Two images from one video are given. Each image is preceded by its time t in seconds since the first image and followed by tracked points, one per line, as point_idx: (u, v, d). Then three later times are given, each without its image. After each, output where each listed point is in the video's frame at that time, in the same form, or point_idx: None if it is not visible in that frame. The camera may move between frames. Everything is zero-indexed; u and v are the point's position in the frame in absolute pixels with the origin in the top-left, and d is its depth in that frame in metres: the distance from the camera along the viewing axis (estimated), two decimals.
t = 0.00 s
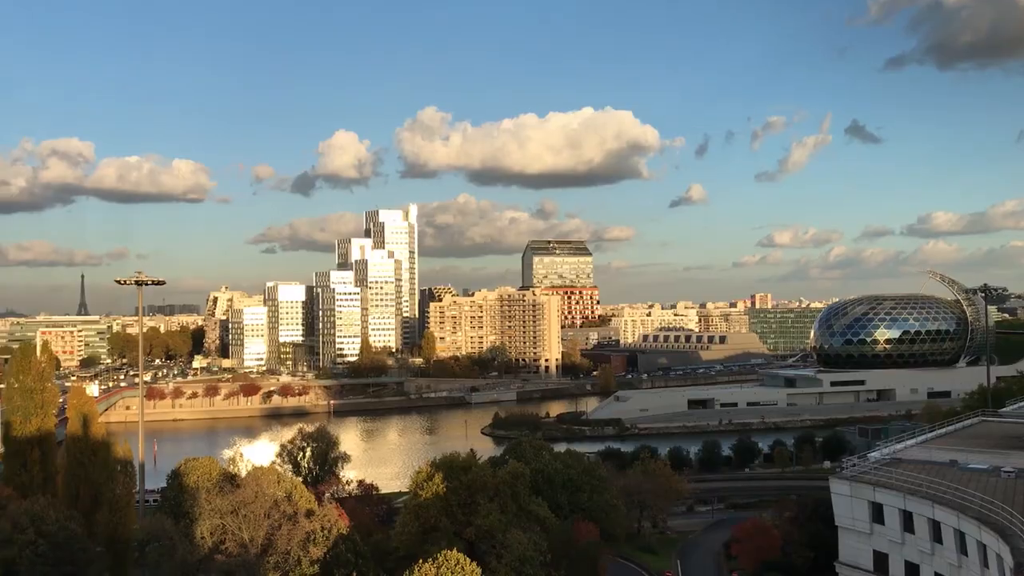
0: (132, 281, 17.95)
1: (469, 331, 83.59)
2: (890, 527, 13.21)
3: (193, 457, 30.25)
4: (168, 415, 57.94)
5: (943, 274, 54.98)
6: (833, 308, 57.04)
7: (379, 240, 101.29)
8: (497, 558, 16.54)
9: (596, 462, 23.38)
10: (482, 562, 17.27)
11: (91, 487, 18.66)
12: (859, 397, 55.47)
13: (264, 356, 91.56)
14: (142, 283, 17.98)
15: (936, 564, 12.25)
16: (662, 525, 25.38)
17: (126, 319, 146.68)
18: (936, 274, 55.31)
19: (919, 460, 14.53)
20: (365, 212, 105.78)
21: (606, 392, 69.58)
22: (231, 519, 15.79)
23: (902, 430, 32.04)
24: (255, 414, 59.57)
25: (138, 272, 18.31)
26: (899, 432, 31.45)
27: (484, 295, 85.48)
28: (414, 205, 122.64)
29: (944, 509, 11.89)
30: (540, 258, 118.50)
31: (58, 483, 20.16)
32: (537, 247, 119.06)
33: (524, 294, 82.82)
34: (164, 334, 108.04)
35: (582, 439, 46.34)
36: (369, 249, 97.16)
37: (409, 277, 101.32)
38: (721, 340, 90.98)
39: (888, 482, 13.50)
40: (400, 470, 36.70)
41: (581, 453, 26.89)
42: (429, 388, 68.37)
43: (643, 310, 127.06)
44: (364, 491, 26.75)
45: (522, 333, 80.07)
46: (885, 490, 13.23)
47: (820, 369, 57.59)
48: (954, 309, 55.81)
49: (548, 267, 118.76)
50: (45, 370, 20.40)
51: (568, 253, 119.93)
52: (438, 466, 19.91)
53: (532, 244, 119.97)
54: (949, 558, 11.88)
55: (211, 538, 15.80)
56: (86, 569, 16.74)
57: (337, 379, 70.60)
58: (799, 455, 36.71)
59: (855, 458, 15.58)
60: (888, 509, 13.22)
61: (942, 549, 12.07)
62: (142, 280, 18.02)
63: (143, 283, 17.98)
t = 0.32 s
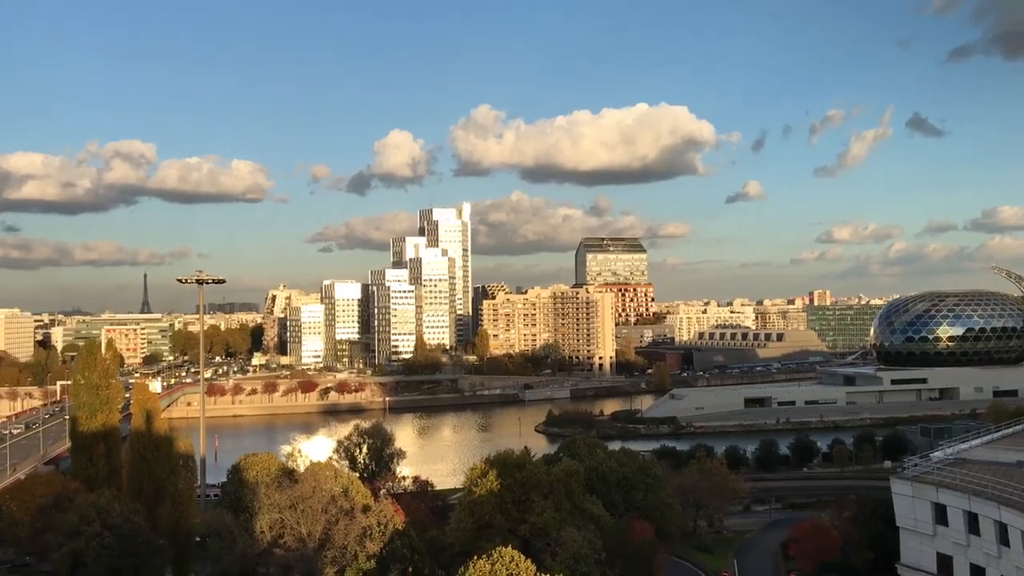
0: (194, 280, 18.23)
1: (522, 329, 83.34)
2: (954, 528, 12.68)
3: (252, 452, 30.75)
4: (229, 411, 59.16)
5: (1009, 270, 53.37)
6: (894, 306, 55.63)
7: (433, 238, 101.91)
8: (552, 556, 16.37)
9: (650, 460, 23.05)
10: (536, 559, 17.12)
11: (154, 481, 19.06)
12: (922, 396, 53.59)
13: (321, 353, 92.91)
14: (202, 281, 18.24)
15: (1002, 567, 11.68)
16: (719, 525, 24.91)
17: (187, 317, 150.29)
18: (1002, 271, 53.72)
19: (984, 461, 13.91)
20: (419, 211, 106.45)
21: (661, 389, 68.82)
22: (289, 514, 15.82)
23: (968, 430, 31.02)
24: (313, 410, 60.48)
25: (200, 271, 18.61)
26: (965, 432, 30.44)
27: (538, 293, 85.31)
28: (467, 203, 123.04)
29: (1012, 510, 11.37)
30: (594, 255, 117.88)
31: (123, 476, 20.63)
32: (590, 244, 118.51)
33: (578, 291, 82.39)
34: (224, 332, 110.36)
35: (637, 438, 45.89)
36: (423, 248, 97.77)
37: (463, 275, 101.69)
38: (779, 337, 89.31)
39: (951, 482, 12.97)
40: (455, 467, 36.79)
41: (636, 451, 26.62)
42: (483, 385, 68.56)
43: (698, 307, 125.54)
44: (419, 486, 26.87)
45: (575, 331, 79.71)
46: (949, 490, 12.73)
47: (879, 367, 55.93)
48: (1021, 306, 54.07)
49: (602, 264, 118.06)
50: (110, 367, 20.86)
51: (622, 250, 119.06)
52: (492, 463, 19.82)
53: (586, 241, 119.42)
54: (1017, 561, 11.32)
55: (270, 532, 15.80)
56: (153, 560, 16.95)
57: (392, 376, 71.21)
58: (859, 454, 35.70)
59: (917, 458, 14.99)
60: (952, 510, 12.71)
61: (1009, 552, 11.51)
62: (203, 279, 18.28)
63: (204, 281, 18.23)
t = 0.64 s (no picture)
0: (243, 277, 18.46)
1: (567, 324, 83.18)
2: (1011, 527, 12.23)
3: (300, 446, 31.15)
4: (278, 406, 60.06)
5: None
6: (947, 299, 54.88)
7: (477, 234, 102.10)
8: (597, 551, 16.28)
9: (697, 457, 22.75)
10: (582, 555, 16.94)
11: (206, 475, 19.33)
12: (975, 391, 51.80)
13: (367, 349, 93.81)
14: (252, 279, 18.47)
15: None
16: (766, 521, 24.43)
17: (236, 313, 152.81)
18: None
19: None
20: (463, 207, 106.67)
21: (708, 385, 68.00)
22: (337, 508, 15.95)
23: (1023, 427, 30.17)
24: (359, 405, 61.10)
25: (249, 269, 18.86)
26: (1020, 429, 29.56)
27: (582, 288, 84.86)
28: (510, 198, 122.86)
29: None
30: (639, 250, 117.04)
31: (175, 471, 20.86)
32: (635, 239, 117.67)
33: (622, 286, 81.83)
34: (272, 328, 112.07)
35: (683, 434, 45.41)
36: (467, 244, 97.95)
37: (507, 271, 101.67)
38: (828, 331, 87.60)
39: (1007, 479, 12.50)
40: (500, 462, 36.85)
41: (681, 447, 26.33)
42: (527, 380, 68.58)
43: (745, 302, 123.91)
44: (465, 481, 26.89)
45: (620, 326, 79.23)
46: (1004, 488, 12.27)
47: (930, 362, 54.69)
48: None
49: (647, 259, 117.07)
50: (162, 362, 21.31)
51: (667, 244, 117.96)
52: (537, 458, 19.72)
53: (630, 235, 118.59)
54: None
55: (319, 526, 15.88)
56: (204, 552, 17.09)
57: (438, 372, 71.56)
58: (910, 450, 34.78)
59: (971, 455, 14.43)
60: (1008, 509, 12.26)
61: None
62: (252, 277, 18.50)
63: (253, 279, 18.47)
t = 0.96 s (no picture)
0: (288, 274, 18.53)
1: (609, 318, 82.61)
2: None
3: (344, 440, 31.41)
4: (322, 400, 60.70)
5: None
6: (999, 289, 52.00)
7: (518, 229, 102.03)
8: (641, 546, 16.04)
9: (741, 452, 22.44)
10: (626, 550, 16.65)
11: (253, 468, 19.55)
12: None
13: (410, 344, 94.42)
14: (296, 275, 18.54)
15: None
16: (813, 517, 23.96)
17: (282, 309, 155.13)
18: None
19: None
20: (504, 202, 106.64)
21: (753, 379, 67.06)
22: (381, 501, 15.94)
23: None
24: (403, 399, 61.47)
25: (293, 265, 18.91)
26: None
27: (625, 282, 84.28)
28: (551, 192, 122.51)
29: None
30: (682, 243, 115.90)
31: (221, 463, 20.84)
32: (678, 232, 116.55)
33: (666, 280, 81.07)
34: (317, 323, 113.42)
35: (729, 429, 44.81)
36: (509, 238, 97.89)
37: (549, 265, 101.41)
38: (875, 324, 85.88)
39: None
40: (542, 456, 36.76)
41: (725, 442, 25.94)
42: (569, 375, 68.36)
43: (791, 295, 122.01)
44: (507, 475, 26.82)
45: (663, 319, 78.57)
46: None
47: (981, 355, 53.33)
48: None
49: (690, 252, 115.86)
50: (209, 358, 21.56)
51: (711, 237, 116.59)
52: (580, 454, 19.63)
53: (673, 229, 117.46)
54: None
55: (363, 518, 15.86)
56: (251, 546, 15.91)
57: (480, 366, 71.66)
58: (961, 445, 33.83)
59: None
60: None
61: None
62: (297, 273, 18.57)
63: (297, 275, 18.53)
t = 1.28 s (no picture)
0: (321, 270, 18.61)
1: (641, 314, 82.03)
2: None
3: (377, 434, 31.57)
4: (355, 395, 61.12)
5: None
6: None
7: (550, 224, 101.74)
8: (674, 542, 15.92)
9: (776, 447, 22.16)
10: (659, 547, 16.55)
11: (287, 463, 19.73)
12: None
13: (442, 339, 94.73)
14: (330, 271, 18.62)
15: None
16: (848, 514, 23.66)
17: (316, 305, 156.33)
18: None
19: None
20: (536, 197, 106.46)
21: (787, 375, 66.30)
22: (413, 495, 15.97)
23: None
24: (435, 395, 61.71)
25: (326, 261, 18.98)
26: None
27: (658, 277, 83.61)
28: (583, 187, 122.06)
29: None
30: (715, 237, 114.81)
31: (257, 457, 21.19)
32: (711, 227, 115.54)
33: (699, 274, 80.36)
34: (350, 319, 114.26)
35: (763, 424, 44.32)
36: (540, 234, 97.68)
37: (581, 261, 101.05)
38: (912, 320, 84.46)
39: None
40: (575, 452, 36.64)
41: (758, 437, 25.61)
42: (601, 370, 68.14)
43: (825, 290, 120.27)
44: (539, 470, 26.78)
45: (696, 315, 78.00)
46: None
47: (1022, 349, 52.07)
48: None
49: (723, 247, 114.76)
50: (244, 353, 21.84)
51: (744, 232, 115.32)
52: (612, 449, 19.54)
53: (706, 223, 116.40)
54: None
55: (396, 513, 15.88)
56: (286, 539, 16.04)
57: (511, 361, 71.66)
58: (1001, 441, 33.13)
59: None
60: None
61: None
62: (330, 269, 18.65)
63: (331, 271, 18.62)
